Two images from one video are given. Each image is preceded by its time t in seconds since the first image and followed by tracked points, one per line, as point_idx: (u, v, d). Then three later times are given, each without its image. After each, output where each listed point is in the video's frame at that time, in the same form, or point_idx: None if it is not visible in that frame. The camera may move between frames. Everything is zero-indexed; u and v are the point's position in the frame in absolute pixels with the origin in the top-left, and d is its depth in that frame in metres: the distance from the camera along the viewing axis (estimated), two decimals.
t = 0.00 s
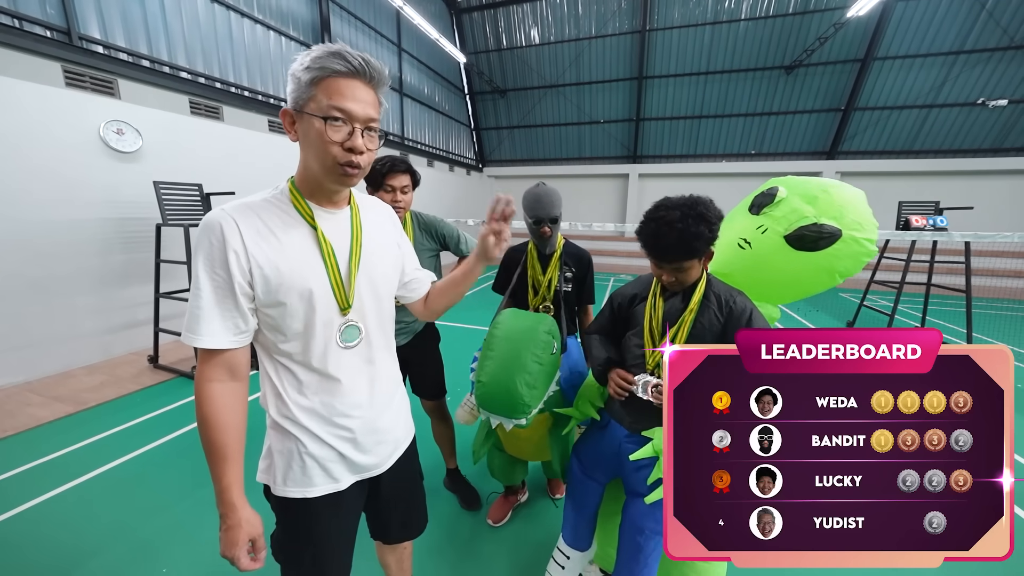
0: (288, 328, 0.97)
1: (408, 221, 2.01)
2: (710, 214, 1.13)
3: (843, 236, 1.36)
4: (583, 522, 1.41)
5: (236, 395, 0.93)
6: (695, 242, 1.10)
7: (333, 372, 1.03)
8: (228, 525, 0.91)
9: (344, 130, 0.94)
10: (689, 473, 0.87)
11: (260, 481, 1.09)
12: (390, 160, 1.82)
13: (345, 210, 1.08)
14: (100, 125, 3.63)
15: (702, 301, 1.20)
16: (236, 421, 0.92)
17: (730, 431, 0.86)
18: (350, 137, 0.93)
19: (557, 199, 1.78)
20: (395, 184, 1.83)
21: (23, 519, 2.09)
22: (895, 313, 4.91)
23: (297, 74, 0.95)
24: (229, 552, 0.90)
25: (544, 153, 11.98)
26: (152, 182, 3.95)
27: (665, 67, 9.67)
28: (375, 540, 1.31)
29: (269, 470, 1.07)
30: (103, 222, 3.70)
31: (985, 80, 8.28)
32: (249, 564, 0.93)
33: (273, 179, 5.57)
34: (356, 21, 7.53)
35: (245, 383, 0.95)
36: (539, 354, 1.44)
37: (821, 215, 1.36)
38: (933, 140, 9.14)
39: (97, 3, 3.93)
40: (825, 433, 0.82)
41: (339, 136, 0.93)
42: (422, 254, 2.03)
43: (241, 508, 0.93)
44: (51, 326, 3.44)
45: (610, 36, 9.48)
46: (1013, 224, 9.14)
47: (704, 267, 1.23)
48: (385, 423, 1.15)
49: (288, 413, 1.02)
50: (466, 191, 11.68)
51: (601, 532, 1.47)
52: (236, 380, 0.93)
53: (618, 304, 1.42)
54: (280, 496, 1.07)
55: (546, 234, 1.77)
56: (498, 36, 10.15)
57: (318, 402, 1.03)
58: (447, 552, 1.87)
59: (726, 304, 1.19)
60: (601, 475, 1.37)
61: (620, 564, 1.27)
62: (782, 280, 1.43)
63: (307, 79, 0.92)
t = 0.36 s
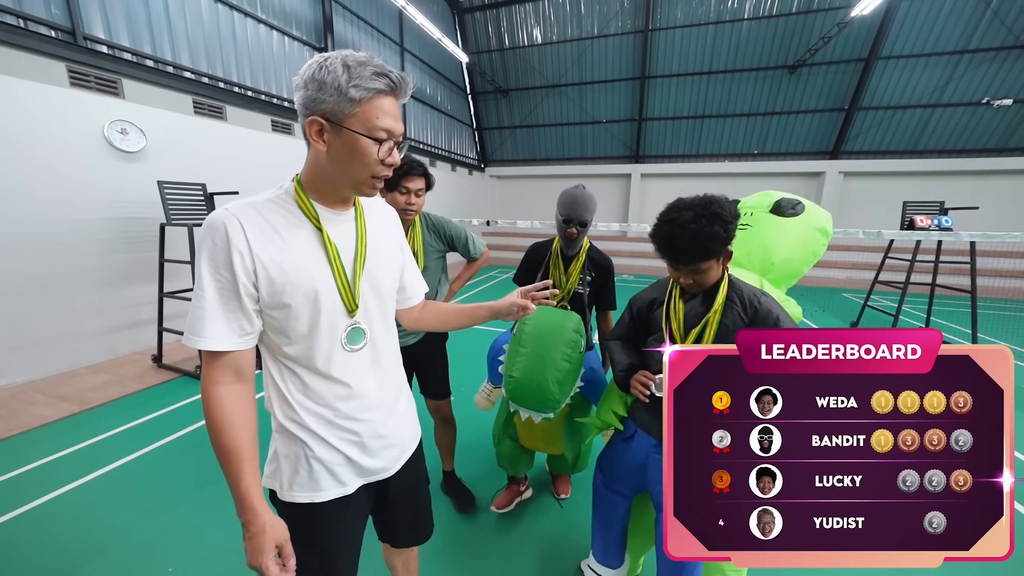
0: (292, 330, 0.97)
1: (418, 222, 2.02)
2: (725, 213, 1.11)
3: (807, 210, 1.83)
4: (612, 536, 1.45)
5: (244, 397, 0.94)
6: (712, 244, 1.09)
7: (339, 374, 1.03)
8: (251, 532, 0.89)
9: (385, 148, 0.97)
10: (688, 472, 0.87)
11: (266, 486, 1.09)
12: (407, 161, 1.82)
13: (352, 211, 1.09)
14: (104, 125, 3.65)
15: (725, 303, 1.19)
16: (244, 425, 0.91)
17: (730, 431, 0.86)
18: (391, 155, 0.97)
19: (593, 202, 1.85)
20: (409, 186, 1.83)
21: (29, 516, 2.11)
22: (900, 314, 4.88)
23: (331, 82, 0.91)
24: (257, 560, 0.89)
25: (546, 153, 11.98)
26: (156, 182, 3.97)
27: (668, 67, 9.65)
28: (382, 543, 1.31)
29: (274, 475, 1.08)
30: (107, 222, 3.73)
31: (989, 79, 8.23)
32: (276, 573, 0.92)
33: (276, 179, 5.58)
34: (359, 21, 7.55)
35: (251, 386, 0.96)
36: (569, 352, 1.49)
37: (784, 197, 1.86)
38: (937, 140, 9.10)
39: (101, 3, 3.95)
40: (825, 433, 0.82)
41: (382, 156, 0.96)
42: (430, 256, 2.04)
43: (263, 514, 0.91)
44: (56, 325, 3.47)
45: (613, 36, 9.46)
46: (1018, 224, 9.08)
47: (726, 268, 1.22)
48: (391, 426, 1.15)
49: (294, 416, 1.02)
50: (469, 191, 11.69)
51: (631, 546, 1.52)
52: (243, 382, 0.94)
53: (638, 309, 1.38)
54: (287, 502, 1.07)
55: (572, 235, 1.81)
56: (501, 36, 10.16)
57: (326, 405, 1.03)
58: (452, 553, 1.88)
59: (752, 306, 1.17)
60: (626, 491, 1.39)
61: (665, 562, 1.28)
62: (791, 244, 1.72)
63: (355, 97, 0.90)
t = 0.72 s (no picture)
0: (299, 331, 0.97)
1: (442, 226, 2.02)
2: (748, 216, 1.09)
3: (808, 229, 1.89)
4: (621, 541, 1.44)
5: (247, 400, 0.93)
6: (733, 249, 1.07)
7: (346, 375, 1.03)
8: (237, 533, 0.92)
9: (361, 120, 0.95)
10: (688, 472, 0.87)
11: (268, 490, 1.09)
12: (442, 163, 1.84)
13: (358, 209, 1.10)
14: (105, 124, 3.66)
15: (747, 308, 1.19)
16: (246, 425, 0.91)
17: (730, 431, 0.85)
18: (369, 129, 0.94)
19: (602, 197, 1.85)
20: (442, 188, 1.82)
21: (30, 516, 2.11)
22: (902, 314, 4.86)
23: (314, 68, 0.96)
24: (237, 561, 0.91)
25: (547, 153, 11.98)
26: (158, 182, 3.97)
27: (669, 66, 9.65)
28: (384, 547, 1.31)
29: (276, 479, 1.07)
30: (109, 222, 3.73)
31: (991, 79, 8.21)
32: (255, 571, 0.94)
33: (277, 179, 5.58)
34: (360, 21, 7.55)
35: (256, 389, 0.95)
36: (569, 346, 1.48)
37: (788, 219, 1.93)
38: (938, 139, 9.07)
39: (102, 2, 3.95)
40: (825, 433, 0.81)
41: (359, 128, 0.94)
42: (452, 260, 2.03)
43: (251, 516, 0.94)
44: (58, 325, 3.48)
45: (615, 35, 9.45)
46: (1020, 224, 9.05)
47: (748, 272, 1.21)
48: (395, 427, 1.16)
49: (298, 419, 1.01)
50: (470, 191, 11.69)
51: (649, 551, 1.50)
52: (246, 386, 0.93)
53: (653, 308, 1.38)
54: (289, 506, 1.07)
55: (582, 228, 1.80)
56: (502, 35, 10.17)
57: (330, 406, 1.03)
58: (454, 555, 1.87)
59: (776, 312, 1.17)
60: (639, 497, 1.39)
61: (672, 563, 1.29)
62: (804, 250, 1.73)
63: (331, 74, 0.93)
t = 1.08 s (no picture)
0: (299, 332, 0.95)
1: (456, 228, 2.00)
2: (767, 220, 1.09)
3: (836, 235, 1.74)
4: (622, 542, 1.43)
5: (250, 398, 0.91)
6: (750, 252, 1.06)
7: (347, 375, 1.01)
8: (256, 534, 0.87)
9: (348, 119, 0.93)
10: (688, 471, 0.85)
11: (274, 491, 1.06)
12: (461, 163, 1.81)
13: (360, 210, 1.08)
14: (100, 123, 3.62)
15: (746, 305, 1.17)
16: (250, 426, 0.88)
17: (730, 431, 0.84)
18: (354, 128, 0.92)
19: (594, 196, 1.82)
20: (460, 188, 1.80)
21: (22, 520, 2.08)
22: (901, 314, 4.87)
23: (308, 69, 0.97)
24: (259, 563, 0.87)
25: (546, 153, 11.97)
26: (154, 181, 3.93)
27: (668, 67, 9.66)
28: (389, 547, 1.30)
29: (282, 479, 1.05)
30: (104, 222, 3.69)
31: (986, 80, 8.26)
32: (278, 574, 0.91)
33: (274, 179, 5.54)
34: (358, 20, 7.52)
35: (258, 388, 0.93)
36: (593, 358, 1.46)
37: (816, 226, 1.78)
38: (934, 140, 9.12)
39: None
40: (826, 433, 0.80)
41: (344, 127, 0.92)
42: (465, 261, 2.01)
43: (267, 516, 0.90)
44: (53, 326, 3.44)
45: (613, 35, 9.46)
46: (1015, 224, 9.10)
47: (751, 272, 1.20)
48: (398, 427, 1.14)
49: (302, 418, 0.99)
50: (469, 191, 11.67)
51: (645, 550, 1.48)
52: (249, 384, 0.91)
53: (653, 305, 1.34)
54: (295, 505, 1.04)
55: (582, 231, 1.78)
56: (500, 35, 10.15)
57: (335, 406, 1.01)
58: (455, 556, 1.86)
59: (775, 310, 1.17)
60: (640, 496, 1.37)
61: (671, 563, 1.26)
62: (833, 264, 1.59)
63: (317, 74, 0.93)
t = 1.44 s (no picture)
0: (311, 327, 0.94)
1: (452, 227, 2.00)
2: (768, 220, 1.09)
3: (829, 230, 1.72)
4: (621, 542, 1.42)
5: (263, 394, 0.89)
6: (756, 251, 1.06)
7: (358, 370, 1.00)
8: (253, 525, 0.87)
9: (350, 111, 0.92)
10: (689, 471, 0.85)
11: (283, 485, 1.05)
12: (456, 159, 1.80)
13: (370, 208, 1.07)
14: (91, 121, 3.57)
15: (741, 305, 1.17)
16: (261, 420, 0.87)
17: (730, 431, 0.83)
18: (356, 118, 0.91)
19: (564, 190, 1.82)
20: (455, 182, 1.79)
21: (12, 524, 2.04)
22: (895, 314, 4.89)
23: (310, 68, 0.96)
24: (255, 553, 0.86)
25: (542, 153, 11.97)
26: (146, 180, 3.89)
27: (663, 67, 9.69)
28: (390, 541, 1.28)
29: (292, 474, 1.03)
30: (95, 222, 3.64)
31: (976, 81, 8.36)
32: (272, 565, 0.87)
33: (269, 178, 5.50)
34: (353, 19, 7.49)
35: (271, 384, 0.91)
36: (593, 367, 1.43)
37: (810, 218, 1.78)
38: (926, 140, 9.20)
39: None
40: (825, 433, 0.80)
41: (347, 119, 0.91)
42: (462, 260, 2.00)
43: (267, 509, 0.89)
44: (43, 327, 3.38)
45: (609, 35, 9.47)
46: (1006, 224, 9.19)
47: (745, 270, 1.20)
48: (407, 421, 1.12)
49: (314, 412, 0.98)
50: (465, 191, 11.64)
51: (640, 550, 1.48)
52: (262, 380, 0.89)
53: (648, 305, 1.33)
54: (304, 499, 1.03)
55: (551, 224, 1.76)
56: (496, 34, 10.13)
57: (345, 401, 0.99)
58: (452, 558, 1.85)
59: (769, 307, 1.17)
60: (637, 495, 1.36)
61: (671, 563, 1.25)
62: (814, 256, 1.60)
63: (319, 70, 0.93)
